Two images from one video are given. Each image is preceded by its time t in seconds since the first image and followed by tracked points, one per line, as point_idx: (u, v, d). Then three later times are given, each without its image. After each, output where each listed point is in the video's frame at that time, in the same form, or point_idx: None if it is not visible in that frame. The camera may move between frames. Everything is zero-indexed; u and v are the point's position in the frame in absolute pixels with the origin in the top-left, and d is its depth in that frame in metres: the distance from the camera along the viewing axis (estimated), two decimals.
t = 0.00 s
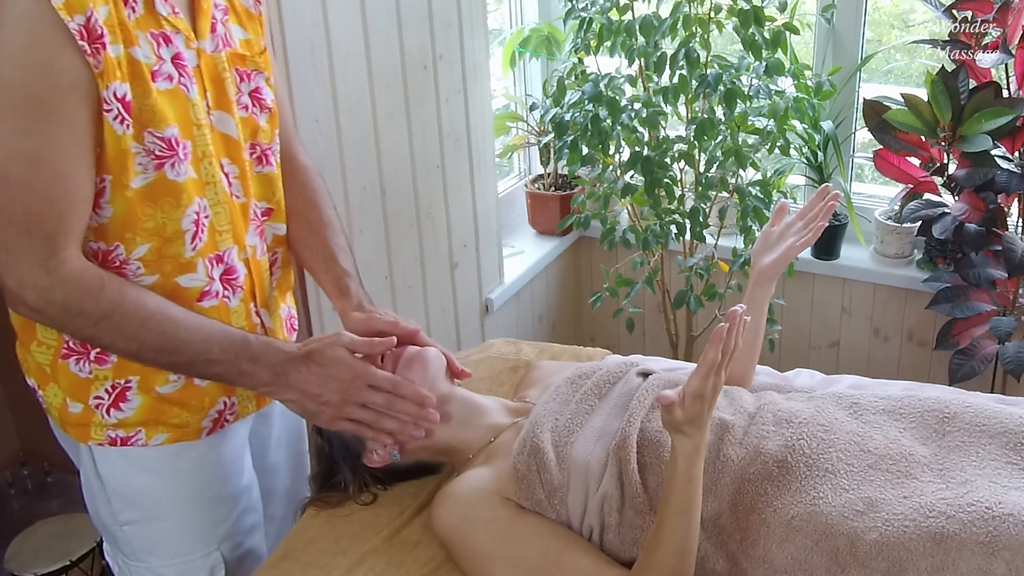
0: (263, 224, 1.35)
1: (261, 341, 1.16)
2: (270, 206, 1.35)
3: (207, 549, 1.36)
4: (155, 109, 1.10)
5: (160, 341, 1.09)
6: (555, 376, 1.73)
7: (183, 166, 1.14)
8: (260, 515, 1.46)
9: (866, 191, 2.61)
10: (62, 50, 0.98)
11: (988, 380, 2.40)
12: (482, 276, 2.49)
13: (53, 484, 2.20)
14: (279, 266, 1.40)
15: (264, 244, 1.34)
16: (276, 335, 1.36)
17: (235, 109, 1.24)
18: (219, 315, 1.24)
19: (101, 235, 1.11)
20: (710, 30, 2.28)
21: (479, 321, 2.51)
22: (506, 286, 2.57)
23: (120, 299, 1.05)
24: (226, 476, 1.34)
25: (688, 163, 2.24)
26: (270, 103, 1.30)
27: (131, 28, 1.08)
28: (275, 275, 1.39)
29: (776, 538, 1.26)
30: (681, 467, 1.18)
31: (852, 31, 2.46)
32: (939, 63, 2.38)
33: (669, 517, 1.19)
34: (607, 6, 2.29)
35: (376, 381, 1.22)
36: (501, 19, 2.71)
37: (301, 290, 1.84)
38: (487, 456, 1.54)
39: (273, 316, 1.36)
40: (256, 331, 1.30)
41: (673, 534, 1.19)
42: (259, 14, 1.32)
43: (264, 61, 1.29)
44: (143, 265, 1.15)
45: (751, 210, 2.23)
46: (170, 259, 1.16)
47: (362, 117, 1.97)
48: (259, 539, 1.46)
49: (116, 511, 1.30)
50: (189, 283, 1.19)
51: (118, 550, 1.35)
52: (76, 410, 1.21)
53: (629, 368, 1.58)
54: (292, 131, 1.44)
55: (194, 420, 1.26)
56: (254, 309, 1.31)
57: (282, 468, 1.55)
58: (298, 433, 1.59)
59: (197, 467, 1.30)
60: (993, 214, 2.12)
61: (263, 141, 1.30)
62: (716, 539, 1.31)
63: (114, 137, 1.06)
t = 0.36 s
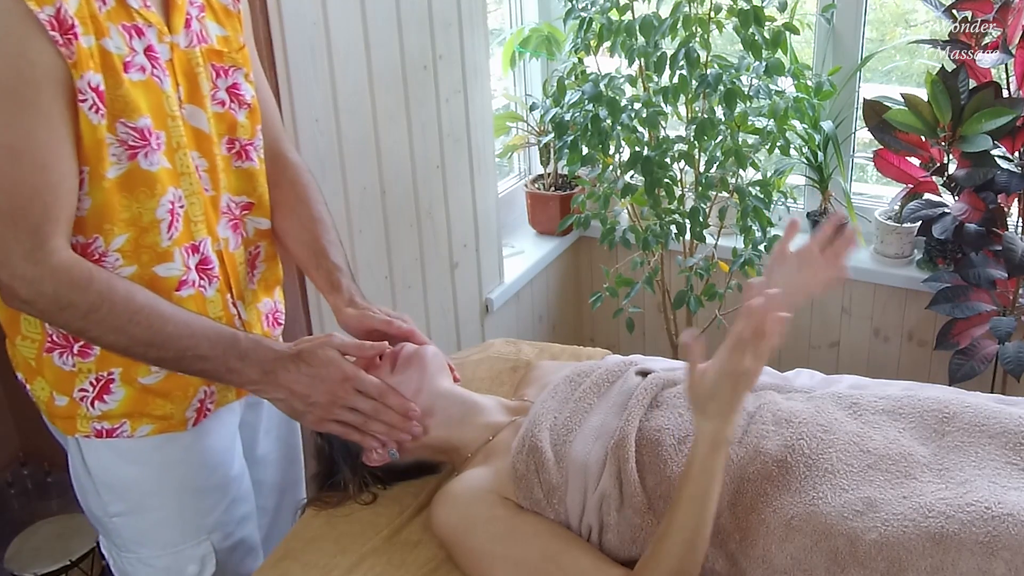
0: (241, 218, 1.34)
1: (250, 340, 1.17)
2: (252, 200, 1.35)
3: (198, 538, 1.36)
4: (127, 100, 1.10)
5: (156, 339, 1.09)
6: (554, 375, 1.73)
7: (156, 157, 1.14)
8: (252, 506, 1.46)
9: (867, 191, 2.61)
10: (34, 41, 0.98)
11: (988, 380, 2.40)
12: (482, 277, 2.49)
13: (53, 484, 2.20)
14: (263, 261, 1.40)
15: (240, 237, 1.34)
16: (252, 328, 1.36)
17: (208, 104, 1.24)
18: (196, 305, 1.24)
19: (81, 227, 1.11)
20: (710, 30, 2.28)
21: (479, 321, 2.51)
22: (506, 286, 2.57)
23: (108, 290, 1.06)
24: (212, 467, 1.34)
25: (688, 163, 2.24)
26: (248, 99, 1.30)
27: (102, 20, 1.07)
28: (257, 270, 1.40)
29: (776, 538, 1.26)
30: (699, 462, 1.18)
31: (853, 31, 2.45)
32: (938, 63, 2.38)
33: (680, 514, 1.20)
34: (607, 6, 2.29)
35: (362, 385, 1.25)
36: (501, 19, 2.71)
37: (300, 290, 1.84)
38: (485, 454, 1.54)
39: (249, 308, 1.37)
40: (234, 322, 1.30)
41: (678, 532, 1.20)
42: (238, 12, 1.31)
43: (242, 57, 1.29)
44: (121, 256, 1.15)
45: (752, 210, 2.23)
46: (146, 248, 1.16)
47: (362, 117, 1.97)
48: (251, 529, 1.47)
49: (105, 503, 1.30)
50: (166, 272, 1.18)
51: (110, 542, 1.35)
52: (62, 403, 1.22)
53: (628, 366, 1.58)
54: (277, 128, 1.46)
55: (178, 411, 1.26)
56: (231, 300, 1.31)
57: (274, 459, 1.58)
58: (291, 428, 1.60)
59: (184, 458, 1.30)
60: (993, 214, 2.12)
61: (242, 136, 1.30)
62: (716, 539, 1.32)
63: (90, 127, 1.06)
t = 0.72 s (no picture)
0: (231, 215, 1.35)
1: (229, 332, 1.15)
2: (241, 198, 1.37)
3: (198, 536, 1.37)
4: (116, 92, 1.11)
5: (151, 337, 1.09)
6: (554, 374, 1.73)
7: (145, 149, 1.14)
8: (251, 503, 1.47)
9: (867, 191, 2.61)
10: (24, 32, 0.99)
11: (988, 380, 2.40)
12: (482, 277, 2.49)
13: (53, 484, 2.20)
14: (253, 259, 1.41)
15: (232, 234, 1.34)
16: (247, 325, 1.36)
17: (198, 100, 1.24)
18: (185, 299, 1.24)
19: (69, 220, 1.12)
20: (710, 30, 2.28)
21: (479, 321, 2.51)
22: (505, 285, 2.57)
23: (86, 282, 1.05)
24: (211, 463, 1.34)
25: (688, 162, 2.24)
26: (237, 97, 1.31)
27: (92, 13, 1.08)
28: (248, 268, 1.41)
29: (776, 538, 1.27)
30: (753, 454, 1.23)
31: (853, 31, 2.45)
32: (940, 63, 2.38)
33: (725, 504, 1.22)
34: (607, 6, 2.29)
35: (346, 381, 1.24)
36: (501, 19, 2.71)
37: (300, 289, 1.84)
38: (485, 452, 1.54)
39: (245, 305, 1.38)
40: (228, 318, 1.30)
41: (716, 522, 1.22)
42: (228, 12, 1.32)
43: (231, 55, 1.30)
44: (111, 249, 1.15)
45: (752, 210, 2.23)
46: (135, 240, 1.16)
47: (362, 117, 1.97)
48: (251, 527, 1.47)
49: (104, 502, 1.30)
50: (156, 265, 1.19)
51: (109, 541, 1.35)
52: (59, 401, 1.21)
53: (629, 365, 1.58)
54: (267, 125, 1.46)
55: (175, 406, 1.26)
56: (226, 296, 1.31)
57: (270, 459, 1.58)
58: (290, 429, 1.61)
59: (183, 454, 1.30)
60: (993, 214, 2.12)
61: (231, 134, 1.32)
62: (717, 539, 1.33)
63: (78, 118, 1.06)
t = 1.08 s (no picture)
0: (244, 223, 1.34)
1: (220, 298, 1.11)
2: (251, 205, 1.35)
3: (203, 543, 1.37)
4: (129, 100, 1.10)
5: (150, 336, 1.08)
6: (554, 375, 1.73)
7: (157, 157, 1.14)
8: (256, 509, 1.48)
9: (867, 191, 2.61)
10: (33, 39, 0.99)
11: (988, 380, 2.41)
12: (482, 277, 2.49)
13: (53, 484, 2.20)
14: (260, 265, 1.40)
15: (243, 241, 1.34)
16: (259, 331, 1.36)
17: (215, 105, 1.24)
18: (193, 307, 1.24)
19: (74, 226, 1.11)
20: (710, 30, 2.28)
21: (479, 321, 2.51)
22: (505, 285, 2.57)
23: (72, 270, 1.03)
24: (217, 470, 1.34)
25: (688, 163, 2.24)
26: (250, 103, 1.31)
27: (109, 20, 1.09)
28: (258, 274, 1.39)
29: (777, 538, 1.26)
30: (789, 477, 1.26)
31: (852, 31, 2.45)
32: (939, 63, 2.39)
33: (748, 522, 1.24)
34: (607, 6, 2.29)
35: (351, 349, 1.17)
36: (501, 19, 2.71)
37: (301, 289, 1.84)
38: (485, 453, 1.54)
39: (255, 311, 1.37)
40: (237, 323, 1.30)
41: (734, 537, 1.23)
42: (244, 16, 1.32)
43: (246, 61, 1.30)
44: (117, 255, 1.15)
45: (751, 210, 2.23)
46: (144, 248, 1.16)
47: (362, 117, 1.97)
48: (255, 533, 1.48)
49: (109, 506, 1.30)
50: (164, 274, 1.18)
51: (115, 546, 1.36)
52: (66, 404, 1.21)
53: (629, 365, 1.58)
54: (276, 123, 1.46)
55: (182, 413, 1.26)
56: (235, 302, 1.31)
57: (277, 464, 1.56)
58: (297, 429, 1.60)
59: (189, 461, 1.30)
60: (993, 214, 2.12)
61: (244, 140, 1.31)
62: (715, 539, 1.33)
63: (86, 127, 1.07)
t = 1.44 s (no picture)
0: (269, 230, 1.34)
1: (273, 317, 1.15)
2: (275, 212, 1.34)
3: (217, 553, 1.38)
4: (165, 117, 1.10)
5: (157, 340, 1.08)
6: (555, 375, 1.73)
7: (189, 173, 1.14)
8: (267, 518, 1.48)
9: (867, 191, 2.61)
10: (75, 59, 0.98)
11: (988, 380, 2.41)
12: (482, 276, 2.49)
13: (53, 484, 2.20)
14: (282, 271, 1.39)
15: (269, 250, 1.34)
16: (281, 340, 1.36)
17: (244, 117, 1.23)
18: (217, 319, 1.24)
19: (106, 239, 1.11)
20: (710, 30, 2.28)
21: (479, 321, 2.51)
22: (505, 285, 2.57)
23: (124, 294, 1.05)
24: (233, 479, 1.34)
25: (688, 163, 2.24)
26: (277, 111, 1.30)
27: (145, 35, 1.08)
28: (279, 280, 1.38)
29: (777, 539, 1.26)
30: (787, 475, 1.26)
31: (852, 31, 2.45)
32: (938, 63, 2.39)
33: (750, 521, 1.24)
34: (607, 6, 2.29)
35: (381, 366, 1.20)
36: (501, 19, 2.71)
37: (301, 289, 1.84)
38: (485, 456, 1.54)
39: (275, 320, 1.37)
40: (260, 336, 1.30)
41: (735, 536, 1.23)
42: (270, 21, 1.32)
43: (273, 69, 1.29)
44: (144, 269, 1.15)
45: (751, 210, 2.23)
46: (169, 261, 1.16)
47: (363, 117, 1.97)
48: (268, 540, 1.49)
49: (125, 515, 1.30)
50: (189, 288, 1.19)
51: (129, 552, 1.36)
52: (83, 412, 1.20)
53: (628, 365, 1.58)
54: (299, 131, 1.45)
55: (201, 423, 1.26)
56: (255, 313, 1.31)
57: (286, 470, 1.56)
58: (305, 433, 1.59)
59: (205, 470, 1.30)
60: (993, 214, 2.12)
61: (270, 148, 1.30)
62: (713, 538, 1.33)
63: (123, 145, 1.06)
